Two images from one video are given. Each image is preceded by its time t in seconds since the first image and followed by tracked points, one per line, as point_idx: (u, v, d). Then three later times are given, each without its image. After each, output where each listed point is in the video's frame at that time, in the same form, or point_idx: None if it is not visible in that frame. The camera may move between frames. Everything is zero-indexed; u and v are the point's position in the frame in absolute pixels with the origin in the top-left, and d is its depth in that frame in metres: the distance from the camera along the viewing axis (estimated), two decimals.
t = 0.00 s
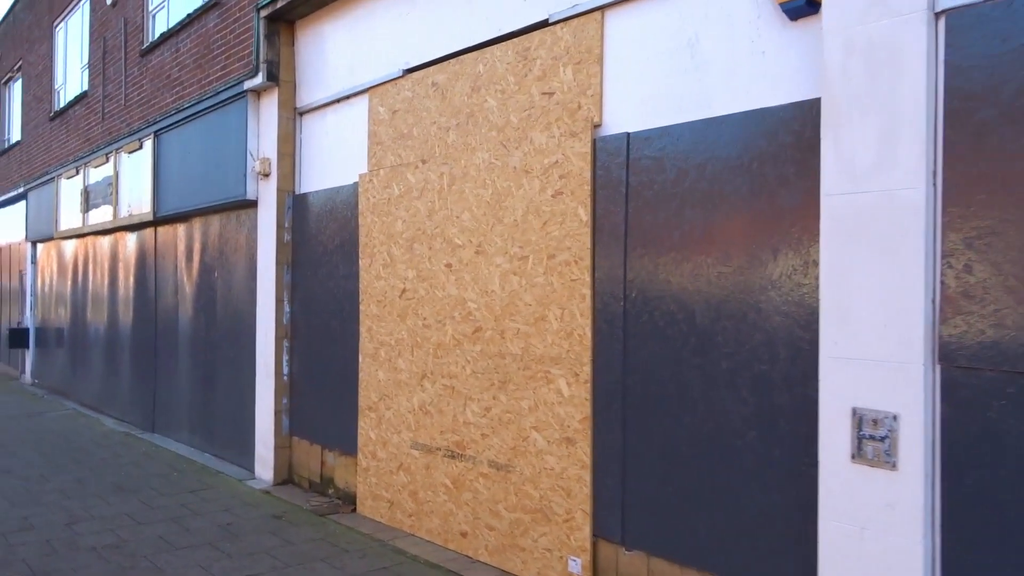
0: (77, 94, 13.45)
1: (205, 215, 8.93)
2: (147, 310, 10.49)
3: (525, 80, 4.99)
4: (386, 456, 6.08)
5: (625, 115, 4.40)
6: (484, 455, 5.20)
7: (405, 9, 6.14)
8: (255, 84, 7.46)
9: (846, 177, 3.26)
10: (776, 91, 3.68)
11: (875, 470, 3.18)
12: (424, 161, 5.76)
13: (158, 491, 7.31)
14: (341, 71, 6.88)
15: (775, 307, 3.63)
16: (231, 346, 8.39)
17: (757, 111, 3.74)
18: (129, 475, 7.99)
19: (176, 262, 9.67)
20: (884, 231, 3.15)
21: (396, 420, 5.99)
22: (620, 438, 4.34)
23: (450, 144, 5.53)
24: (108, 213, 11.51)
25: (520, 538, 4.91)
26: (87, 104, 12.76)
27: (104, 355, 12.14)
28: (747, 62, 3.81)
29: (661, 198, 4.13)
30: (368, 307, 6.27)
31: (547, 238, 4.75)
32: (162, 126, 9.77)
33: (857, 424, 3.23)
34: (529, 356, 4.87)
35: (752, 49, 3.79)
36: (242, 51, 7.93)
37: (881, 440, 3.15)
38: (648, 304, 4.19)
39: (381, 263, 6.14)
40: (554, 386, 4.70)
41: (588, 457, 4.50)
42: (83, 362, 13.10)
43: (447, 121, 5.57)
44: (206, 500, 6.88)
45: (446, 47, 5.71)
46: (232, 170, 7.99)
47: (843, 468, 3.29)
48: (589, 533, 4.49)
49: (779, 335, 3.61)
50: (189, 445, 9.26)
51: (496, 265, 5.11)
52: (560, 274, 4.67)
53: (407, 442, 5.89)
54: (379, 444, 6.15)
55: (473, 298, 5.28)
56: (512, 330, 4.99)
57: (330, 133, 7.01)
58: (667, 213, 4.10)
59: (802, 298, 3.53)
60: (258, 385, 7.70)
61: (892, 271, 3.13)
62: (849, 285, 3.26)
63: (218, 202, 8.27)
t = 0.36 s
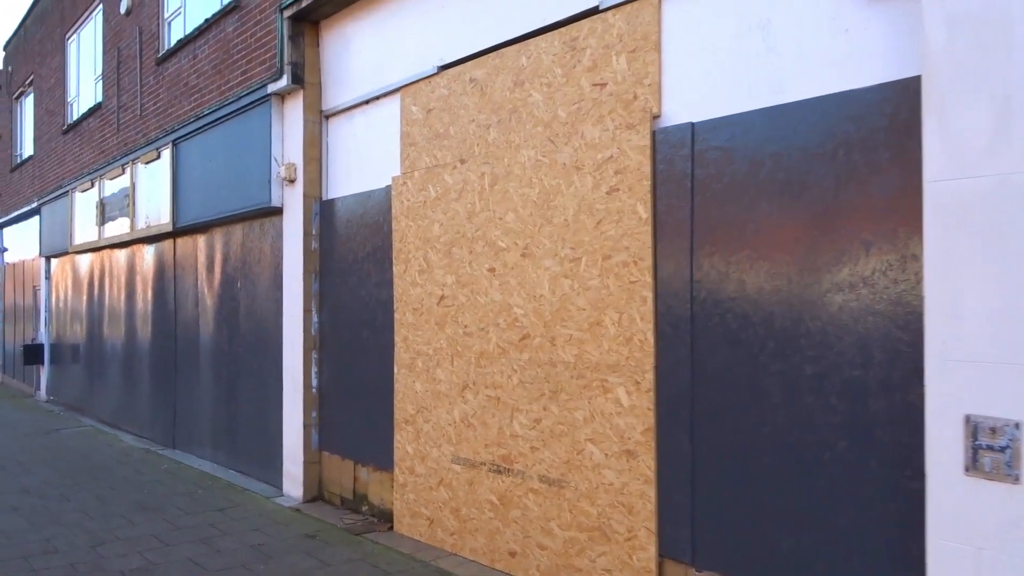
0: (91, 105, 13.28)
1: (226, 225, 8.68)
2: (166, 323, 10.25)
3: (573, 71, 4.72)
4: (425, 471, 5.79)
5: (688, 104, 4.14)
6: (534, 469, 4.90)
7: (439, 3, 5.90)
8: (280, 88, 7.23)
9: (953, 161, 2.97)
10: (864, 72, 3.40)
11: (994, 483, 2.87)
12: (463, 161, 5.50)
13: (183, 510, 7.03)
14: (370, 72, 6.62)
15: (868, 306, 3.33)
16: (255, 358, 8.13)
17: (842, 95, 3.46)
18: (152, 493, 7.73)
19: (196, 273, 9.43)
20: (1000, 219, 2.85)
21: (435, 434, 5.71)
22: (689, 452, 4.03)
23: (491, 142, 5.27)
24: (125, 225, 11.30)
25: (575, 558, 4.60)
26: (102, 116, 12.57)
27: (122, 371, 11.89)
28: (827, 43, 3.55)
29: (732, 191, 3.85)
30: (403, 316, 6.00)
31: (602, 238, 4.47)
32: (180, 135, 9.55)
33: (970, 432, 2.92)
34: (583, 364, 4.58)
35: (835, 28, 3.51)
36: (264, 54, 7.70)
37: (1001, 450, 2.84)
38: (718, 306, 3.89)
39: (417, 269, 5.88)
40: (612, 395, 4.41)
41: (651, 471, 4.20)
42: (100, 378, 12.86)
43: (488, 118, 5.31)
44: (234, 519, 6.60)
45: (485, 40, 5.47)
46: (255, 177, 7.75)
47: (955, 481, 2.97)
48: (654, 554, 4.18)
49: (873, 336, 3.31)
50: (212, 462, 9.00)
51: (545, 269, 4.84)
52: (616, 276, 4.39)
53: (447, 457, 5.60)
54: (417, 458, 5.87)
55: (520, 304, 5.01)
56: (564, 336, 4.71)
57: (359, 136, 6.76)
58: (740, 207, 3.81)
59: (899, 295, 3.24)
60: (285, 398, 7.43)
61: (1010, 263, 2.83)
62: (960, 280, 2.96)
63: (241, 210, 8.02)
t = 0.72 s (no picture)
0: (109, 110, 13.10)
1: (251, 230, 8.45)
2: (188, 331, 10.03)
3: (629, 64, 4.44)
4: (469, 487, 5.52)
5: (761, 96, 3.84)
6: (590, 487, 4.62)
7: None
8: (307, 88, 6.98)
9: None
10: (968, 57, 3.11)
11: None
12: (507, 161, 5.22)
13: (212, 526, 6.78)
14: (402, 69, 6.35)
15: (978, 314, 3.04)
16: (282, 368, 7.88)
17: (943, 82, 3.17)
18: (179, 508, 7.49)
19: (219, 280, 9.20)
20: None
21: (480, 447, 5.44)
22: (767, 471, 3.75)
23: (537, 140, 5.00)
24: (145, 231, 11.08)
25: None
26: (119, 121, 12.36)
27: (143, 380, 11.66)
28: (924, 26, 3.24)
29: (814, 189, 3.57)
30: (443, 324, 5.73)
31: (665, 241, 4.19)
32: (202, 139, 9.33)
33: None
34: (645, 375, 4.31)
35: (933, 9, 3.22)
36: (290, 53, 7.45)
37: None
38: (800, 313, 3.61)
39: (457, 275, 5.60)
40: (678, 409, 4.13)
41: (724, 492, 3.91)
42: (120, 387, 12.67)
43: (534, 115, 5.04)
44: (266, 536, 6.35)
45: (529, 33, 5.18)
46: (282, 181, 7.50)
47: None
48: None
49: (983, 347, 3.02)
50: (238, 474, 8.76)
51: (600, 274, 4.56)
52: (682, 282, 4.11)
53: (493, 472, 5.33)
54: (460, 473, 5.60)
55: (573, 311, 4.74)
56: (623, 346, 4.43)
57: (392, 136, 6.49)
58: (824, 206, 3.53)
59: (1015, 302, 2.94)
60: (316, 409, 7.17)
61: None
62: None
63: (267, 215, 7.78)
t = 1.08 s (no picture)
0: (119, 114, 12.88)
1: (270, 234, 8.21)
2: (203, 339, 9.79)
3: (687, 56, 4.22)
4: (507, 501, 5.26)
5: (838, 86, 3.61)
6: (645, 502, 4.38)
7: None
8: (334, 87, 6.75)
9: None
10: None
11: None
12: (550, 159, 4.99)
13: (236, 541, 6.52)
14: (432, 65, 6.11)
15: None
16: (303, 376, 7.63)
17: None
18: (199, 522, 7.22)
19: (236, 286, 8.96)
20: None
21: (520, 460, 5.19)
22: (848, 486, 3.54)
23: (584, 137, 4.76)
24: (158, 237, 10.86)
25: None
26: (130, 125, 12.13)
27: (153, 388, 11.40)
28: None
29: (901, 184, 3.34)
30: (478, 330, 5.48)
31: (730, 243, 3.98)
32: (218, 141, 9.10)
33: None
34: (707, 385, 4.08)
35: None
36: (312, 52, 7.21)
37: None
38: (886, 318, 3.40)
39: (494, 279, 5.36)
40: (745, 421, 3.92)
41: (799, 509, 3.71)
42: (130, 395, 12.42)
43: (580, 110, 4.80)
44: (293, 552, 6.10)
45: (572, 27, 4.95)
46: (306, 183, 7.28)
47: None
48: None
49: None
50: (256, 486, 8.52)
51: (655, 277, 4.32)
52: (750, 285, 3.89)
53: (535, 485, 5.08)
54: (497, 486, 5.34)
55: (624, 316, 4.49)
56: (682, 353, 4.20)
57: (421, 135, 6.26)
58: (914, 202, 3.30)
59: None
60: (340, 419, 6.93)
61: None
62: None
63: (289, 218, 7.56)
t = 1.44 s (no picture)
0: (131, 112, 12.66)
1: (290, 234, 7.98)
2: (219, 341, 9.57)
3: (748, 40, 3.97)
4: (548, 511, 5.01)
5: (921, 69, 3.36)
6: (701, 515, 4.12)
7: None
8: (359, 80, 6.52)
9: None
10: None
11: None
12: (595, 152, 4.74)
13: (258, 551, 6.29)
14: (464, 56, 5.87)
15: None
16: (326, 380, 7.40)
17: None
18: (218, 530, 6.99)
19: (254, 287, 8.73)
20: None
21: (562, 467, 4.94)
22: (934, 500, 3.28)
23: (633, 128, 4.52)
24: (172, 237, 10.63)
25: None
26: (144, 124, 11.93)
27: (167, 392, 11.18)
28: None
29: (996, 173, 3.09)
30: (516, 331, 5.24)
31: (798, 238, 3.72)
32: (236, 138, 8.87)
33: None
34: (773, 390, 3.82)
35: None
36: (336, 44, 6.98)
37: None
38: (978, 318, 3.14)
39: (534, 278, 5.12)
40: (816, 428, 3.66)
41: (877, 524, 3.44)
42: (142, 399, 12.20)
43: (628, 100, 4.56)
44: (320, 563, 5.86)
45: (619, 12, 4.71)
46: (329, 180, 7.05)
47: None
48: None
49: None
50: (275, 493, 8.27)
51: (714, 275, 4.07)
52: (821, 283, 3.63)
53: (578, 495, 4.83)
54: (537, 496, 5.09)
55: (678, 317, 4.25)
56: (744, 356, 3.94)
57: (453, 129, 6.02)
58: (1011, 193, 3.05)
59: None
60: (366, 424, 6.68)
61: None
62: None
63: (311, 217, 7.32)
